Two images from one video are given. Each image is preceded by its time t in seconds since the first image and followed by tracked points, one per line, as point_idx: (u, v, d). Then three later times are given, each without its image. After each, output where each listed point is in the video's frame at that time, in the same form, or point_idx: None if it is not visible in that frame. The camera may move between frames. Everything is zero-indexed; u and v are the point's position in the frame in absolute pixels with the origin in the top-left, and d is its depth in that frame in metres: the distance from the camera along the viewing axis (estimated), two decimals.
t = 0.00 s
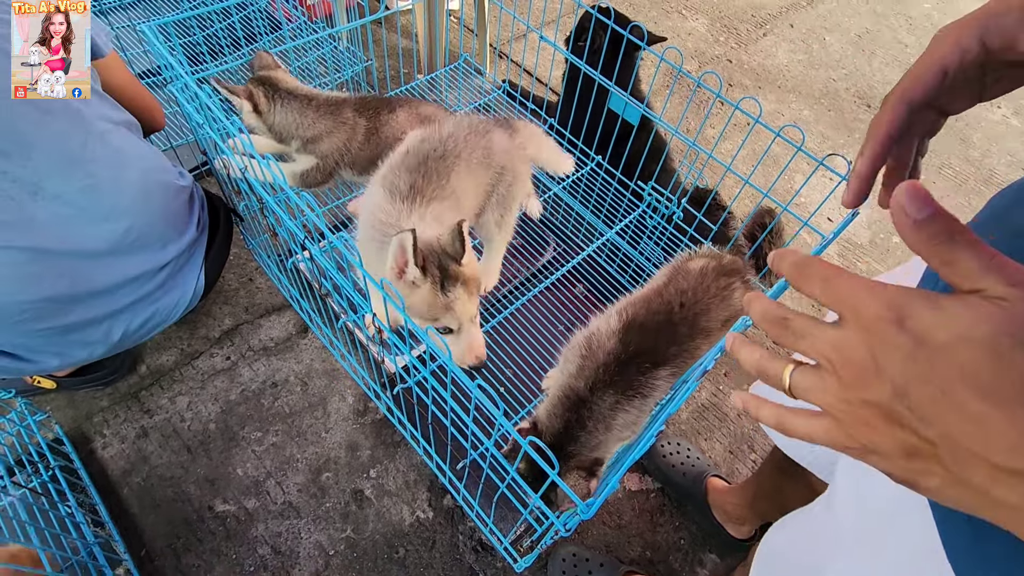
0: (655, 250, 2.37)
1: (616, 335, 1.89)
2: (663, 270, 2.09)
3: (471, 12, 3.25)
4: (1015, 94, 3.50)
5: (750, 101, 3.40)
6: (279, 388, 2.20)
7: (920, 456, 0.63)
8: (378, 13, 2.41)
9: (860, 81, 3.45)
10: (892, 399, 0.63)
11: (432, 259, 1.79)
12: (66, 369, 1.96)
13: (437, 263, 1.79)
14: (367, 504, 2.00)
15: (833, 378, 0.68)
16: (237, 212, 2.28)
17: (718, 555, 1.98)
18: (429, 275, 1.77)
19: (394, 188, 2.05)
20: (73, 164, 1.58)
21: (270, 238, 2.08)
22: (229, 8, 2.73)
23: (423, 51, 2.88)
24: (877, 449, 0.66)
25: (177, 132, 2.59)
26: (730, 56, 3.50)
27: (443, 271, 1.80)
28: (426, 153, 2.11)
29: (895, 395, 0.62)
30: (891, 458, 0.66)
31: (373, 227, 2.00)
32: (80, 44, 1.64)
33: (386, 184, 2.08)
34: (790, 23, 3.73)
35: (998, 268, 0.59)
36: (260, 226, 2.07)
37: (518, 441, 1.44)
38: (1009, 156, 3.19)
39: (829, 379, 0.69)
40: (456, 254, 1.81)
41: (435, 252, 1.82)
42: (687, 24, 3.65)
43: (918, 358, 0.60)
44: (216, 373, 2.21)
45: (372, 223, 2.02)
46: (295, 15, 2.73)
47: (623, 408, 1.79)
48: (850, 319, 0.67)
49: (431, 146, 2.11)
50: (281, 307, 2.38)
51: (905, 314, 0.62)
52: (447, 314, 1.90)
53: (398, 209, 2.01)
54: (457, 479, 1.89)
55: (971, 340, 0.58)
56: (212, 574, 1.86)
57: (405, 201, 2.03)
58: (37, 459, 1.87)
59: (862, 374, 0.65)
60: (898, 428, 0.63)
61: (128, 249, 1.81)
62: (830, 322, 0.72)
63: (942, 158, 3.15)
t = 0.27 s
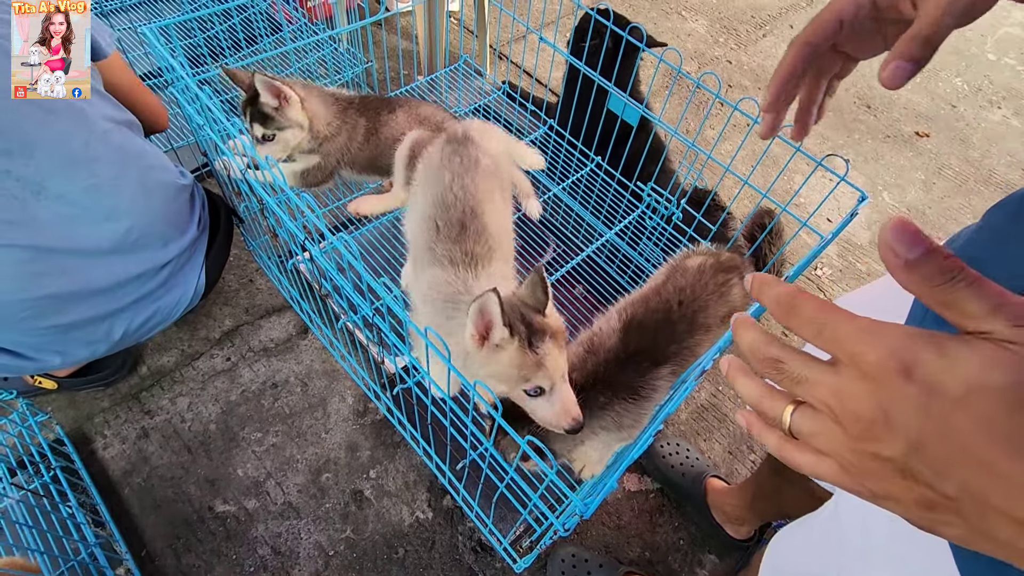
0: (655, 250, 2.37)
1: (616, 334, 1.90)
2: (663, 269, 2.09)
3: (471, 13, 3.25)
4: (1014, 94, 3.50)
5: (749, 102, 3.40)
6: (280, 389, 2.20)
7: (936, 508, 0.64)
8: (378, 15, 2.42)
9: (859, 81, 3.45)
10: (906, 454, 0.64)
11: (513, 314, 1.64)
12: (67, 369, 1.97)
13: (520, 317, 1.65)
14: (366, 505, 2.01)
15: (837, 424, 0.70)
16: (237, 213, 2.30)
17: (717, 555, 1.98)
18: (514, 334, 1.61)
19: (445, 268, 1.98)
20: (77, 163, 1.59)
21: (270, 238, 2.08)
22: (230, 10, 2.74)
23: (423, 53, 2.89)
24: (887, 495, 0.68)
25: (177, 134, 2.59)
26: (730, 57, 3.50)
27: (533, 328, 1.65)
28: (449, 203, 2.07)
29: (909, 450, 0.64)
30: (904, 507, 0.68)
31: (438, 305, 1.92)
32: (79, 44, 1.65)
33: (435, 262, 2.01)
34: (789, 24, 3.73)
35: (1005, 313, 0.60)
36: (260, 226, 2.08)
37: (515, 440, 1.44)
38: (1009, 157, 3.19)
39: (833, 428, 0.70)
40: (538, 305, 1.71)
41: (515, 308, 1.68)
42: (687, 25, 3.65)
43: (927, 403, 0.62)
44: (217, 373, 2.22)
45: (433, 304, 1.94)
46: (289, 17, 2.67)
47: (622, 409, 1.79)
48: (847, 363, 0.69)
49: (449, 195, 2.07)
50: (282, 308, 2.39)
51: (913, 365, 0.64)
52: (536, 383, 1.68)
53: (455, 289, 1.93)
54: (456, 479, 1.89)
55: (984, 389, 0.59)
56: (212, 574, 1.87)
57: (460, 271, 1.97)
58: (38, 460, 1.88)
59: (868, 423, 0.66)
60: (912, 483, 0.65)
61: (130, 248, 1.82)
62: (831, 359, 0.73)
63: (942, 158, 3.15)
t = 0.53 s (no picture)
0: (653, 252, 2.37)
1: (615, 335, 1.90)
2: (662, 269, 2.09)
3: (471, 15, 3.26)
4: (1014, 95, 3.49)
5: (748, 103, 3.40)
6: (278, 390, 2.20)
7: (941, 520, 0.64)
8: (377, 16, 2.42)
9: (859, 82, 3.45)
10: (905, 464, 0.65)
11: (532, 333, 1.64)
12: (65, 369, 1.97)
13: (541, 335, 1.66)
14: (364, 506, 2.01)
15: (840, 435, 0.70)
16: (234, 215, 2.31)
17: (716, 557, 1.98)
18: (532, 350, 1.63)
19: (455, 303, 1.92)
20: (75, 163, 1.59)
21: (268, 240, 2.08)
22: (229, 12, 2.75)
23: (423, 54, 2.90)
24: (891, 510, 0.68)
25: (176, 135, 2.60)
26: (729, 58, 3.50)
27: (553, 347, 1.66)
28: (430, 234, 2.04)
29: (909, 459, 0.65)
30: (905, 523, 0.68)
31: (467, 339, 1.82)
32: (80, 44, 1.66)
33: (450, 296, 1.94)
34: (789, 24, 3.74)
35: (983, 318, 0.66)
36: (258, 228, 2.08)
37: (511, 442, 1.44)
38: (1009, 157, 3.18)
39: (833, 440, 0.71)
40: (563, 321, 1.70)
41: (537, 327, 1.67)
42: (686, 26, 3.66)
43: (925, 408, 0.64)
44: (215, 375, 2.22)
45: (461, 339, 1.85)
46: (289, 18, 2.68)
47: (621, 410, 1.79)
48: (845, 374, 0.71)
49: (421, 228, 2.04)
50: (280, 309, 2.39)
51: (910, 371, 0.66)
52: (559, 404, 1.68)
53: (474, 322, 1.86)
54: (454, 480, 1.89)
55: (981, 393, 0.61)
56: None
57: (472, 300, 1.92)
58: (37, 461, 1.88)
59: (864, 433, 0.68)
60: (913, 494, 0.65)
61: (127, 247, 1.82)
62: (827, 371, 0.75)
63: (942, 159, 3.15)
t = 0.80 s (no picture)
0: (654, 253, 2.37)
1: (617, 335, 1.90)
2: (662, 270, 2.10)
3: (472, 16, 3.26)
4: (1017, 96, 3.49)
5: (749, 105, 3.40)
6: (280, 391, 2.21)
7: (931, 413, 0.67)
8: (379, 17, 2.43)
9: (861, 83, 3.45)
10: (910, 361, 0.68)
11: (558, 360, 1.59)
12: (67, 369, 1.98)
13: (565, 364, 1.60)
14: (366, 507, 2.01)
15: (853, 326, 0.72)
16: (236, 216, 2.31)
17: (717, 557, 1.98)
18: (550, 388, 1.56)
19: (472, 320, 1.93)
20: (76, 161, 1.60)
21: (270, 240, 2.09)
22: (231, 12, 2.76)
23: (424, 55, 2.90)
24: (880, 410, 0.70)
25: (178, 136, 2.60)
26: (731, 59, 3.50)
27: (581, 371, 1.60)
28: (453, 253, 2.04)
29: (911, 349, 0.68)
30: (892, 420, 0.69)
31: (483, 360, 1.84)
32: (79, 43, 1.66)
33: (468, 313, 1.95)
34: (791, 26, 3.74)
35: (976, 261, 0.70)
36: (260, 228, 2.08)
37: (512, 443, 1.44)
38: (1010, 158, 3.18)
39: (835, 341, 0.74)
40: (583, 359, 1.61)
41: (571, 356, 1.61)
42: (688, 27, 3.66)
43: (932, 300, 0.68)
44: (218, 375, 2.22)
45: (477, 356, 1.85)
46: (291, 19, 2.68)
47: (622, 411, 1.79)
48: (856, 283, 0.74)
49: (445, 246, 2.04)
50: (282, 309, 2.40)
51: (919, 273, 0.71)
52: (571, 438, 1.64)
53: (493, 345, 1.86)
54: (456, 481, 1.89)
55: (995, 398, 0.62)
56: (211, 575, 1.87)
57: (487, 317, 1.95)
58: (39, 461, 1.89)
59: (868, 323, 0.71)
60: (911, 385, 0.68)
61: (128, 245, 1.83)
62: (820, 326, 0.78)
63: (943, 160, 3.15)
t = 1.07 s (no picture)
0: (656, 254, 2.37)
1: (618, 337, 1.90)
2: (663, 272, 2.09)
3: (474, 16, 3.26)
4: (1019, 97, 3.48)
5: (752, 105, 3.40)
6: (281, 391, 2.21)
7: (904, 366, 0.69)
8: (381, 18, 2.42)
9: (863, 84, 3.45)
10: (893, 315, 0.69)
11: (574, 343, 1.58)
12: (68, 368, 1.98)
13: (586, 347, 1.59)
14: (367, 507, 2.01)
15: (836, 286, 0.74)
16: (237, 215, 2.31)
17: (719, 559, 1.98)
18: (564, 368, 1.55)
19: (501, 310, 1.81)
20: (79, 159, 1.60)
21: (272, 240, 2.08)
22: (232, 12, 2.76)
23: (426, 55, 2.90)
24: (858, 371, 0.72)
25: (179, 135, 2.60)
26: (733, 60, 3.50)
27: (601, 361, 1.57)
28: (478, 243, 1.97)
29: (891, 302, 0.70)
30: (870, 381, 0.72)
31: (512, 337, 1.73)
32: (79, 43, 1.67)
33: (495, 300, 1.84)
34: (793, 26, 3.73)
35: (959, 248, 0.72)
36: (261, 228, 2.08)
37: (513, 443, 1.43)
38: (1013, 159, 3.18)
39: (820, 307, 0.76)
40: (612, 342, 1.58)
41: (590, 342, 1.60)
42: (690, 28, 3.66)
43: (912, 259, 0.71)
44: (219, 375, 2.22)
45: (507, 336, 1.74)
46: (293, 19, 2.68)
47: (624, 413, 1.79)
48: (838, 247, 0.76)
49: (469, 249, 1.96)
50: (284, 309, 2.40)
51: (897, 236, 0.73)
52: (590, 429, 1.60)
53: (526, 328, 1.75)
54: (457, 481, 1.89)
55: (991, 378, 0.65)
56: None
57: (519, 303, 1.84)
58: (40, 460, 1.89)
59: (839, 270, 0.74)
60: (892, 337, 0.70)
61: (129, 243, 1.83)
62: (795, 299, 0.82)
63: (946, 161, 3.14)
